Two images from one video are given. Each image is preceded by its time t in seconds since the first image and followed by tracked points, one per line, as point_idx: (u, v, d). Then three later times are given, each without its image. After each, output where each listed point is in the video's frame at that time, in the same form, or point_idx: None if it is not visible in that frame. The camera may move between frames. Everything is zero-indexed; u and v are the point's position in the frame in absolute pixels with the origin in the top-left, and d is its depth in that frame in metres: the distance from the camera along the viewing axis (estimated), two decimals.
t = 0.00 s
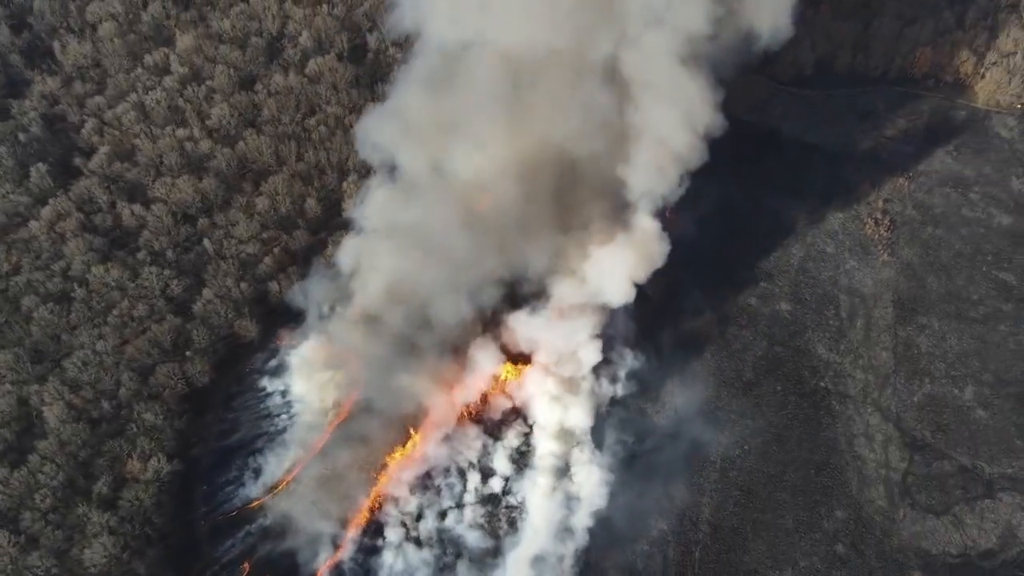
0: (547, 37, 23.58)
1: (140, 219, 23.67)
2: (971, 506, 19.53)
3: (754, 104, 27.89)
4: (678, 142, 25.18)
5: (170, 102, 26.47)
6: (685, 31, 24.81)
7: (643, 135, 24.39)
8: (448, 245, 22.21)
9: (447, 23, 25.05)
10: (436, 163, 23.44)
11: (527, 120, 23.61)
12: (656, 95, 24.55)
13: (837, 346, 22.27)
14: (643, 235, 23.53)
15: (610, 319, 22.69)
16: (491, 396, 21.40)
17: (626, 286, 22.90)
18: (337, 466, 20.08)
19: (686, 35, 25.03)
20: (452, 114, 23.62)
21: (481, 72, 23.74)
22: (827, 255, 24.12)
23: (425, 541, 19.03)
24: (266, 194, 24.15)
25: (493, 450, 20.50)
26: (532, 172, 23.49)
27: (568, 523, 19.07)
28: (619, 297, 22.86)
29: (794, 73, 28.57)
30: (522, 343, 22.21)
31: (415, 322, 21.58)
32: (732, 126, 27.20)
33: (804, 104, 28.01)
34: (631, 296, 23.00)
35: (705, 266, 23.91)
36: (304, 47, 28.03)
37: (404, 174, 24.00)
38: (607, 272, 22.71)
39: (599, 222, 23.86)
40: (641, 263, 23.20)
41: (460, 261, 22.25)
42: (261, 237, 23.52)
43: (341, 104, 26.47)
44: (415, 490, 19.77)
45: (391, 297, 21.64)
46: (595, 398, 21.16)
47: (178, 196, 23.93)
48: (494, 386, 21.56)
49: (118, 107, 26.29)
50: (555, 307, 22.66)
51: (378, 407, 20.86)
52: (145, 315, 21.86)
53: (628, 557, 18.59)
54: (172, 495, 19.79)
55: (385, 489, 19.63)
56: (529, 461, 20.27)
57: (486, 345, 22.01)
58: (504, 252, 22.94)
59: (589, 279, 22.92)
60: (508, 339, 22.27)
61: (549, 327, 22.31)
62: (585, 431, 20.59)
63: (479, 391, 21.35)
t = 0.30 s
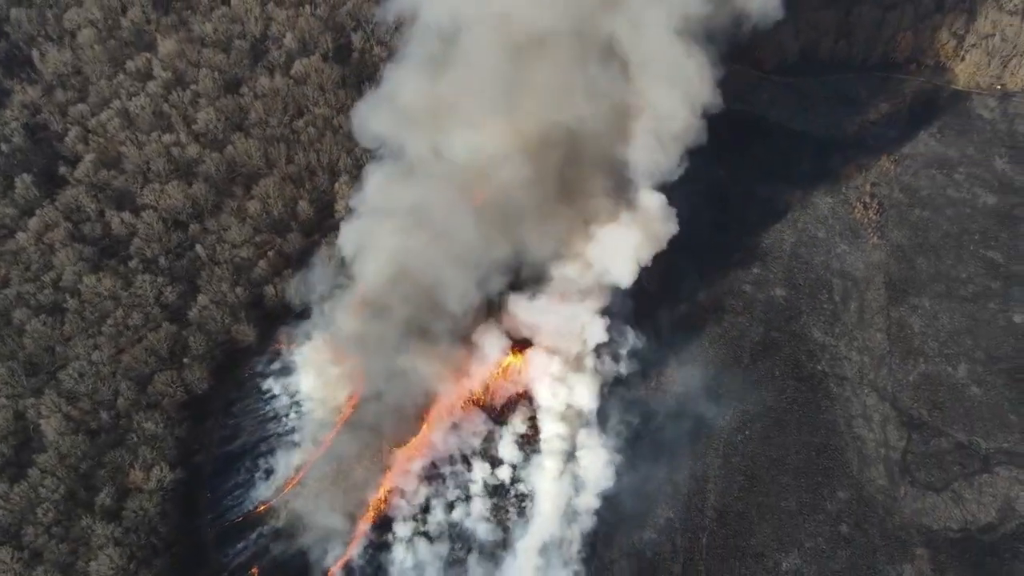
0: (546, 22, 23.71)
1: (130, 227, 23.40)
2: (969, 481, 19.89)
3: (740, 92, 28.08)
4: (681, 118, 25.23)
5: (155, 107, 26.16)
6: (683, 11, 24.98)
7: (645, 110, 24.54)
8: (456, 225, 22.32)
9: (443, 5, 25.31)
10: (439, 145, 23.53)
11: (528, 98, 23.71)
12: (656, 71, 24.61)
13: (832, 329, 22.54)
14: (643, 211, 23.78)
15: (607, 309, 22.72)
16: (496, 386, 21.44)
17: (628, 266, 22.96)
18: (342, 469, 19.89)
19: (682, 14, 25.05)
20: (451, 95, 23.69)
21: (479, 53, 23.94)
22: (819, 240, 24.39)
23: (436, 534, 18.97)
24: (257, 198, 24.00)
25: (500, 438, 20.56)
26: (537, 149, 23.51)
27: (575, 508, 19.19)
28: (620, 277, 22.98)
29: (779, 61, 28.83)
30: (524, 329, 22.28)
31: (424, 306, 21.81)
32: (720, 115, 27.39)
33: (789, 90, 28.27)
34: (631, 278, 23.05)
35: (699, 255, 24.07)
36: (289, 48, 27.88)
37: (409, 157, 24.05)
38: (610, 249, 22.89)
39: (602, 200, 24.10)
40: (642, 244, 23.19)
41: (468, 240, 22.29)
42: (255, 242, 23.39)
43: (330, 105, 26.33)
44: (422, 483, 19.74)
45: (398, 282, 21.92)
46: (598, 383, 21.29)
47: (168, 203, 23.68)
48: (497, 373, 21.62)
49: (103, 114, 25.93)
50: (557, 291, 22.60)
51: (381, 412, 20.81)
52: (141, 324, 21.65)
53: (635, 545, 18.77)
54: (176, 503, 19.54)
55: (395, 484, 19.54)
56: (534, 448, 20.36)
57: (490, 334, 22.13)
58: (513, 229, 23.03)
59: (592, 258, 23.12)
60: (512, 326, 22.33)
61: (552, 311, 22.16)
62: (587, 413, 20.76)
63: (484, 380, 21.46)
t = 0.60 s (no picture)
0: None
1: (120, 235, 23.12)
2: (966, 457, 20.23)
3: (726, 81, 28.29)
4: (683, 93, 24.79)
5: (139, 113, 25.82)
6: None
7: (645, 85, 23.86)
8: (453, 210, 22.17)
9: None
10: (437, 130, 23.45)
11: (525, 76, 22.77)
12: (653, 42, 23.91)
13: (826, 312, 22.80)
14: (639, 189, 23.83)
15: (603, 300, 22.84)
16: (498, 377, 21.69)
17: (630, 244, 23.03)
18: (346, 471, 19.70)
19: None
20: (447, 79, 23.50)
21: (475, 31, 23.37)
22: (810, 225, 24.64)
23: (445, 527, 18.97)
24: (249, 201, 23.83)
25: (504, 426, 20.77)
26: (536, 127, 22.89)
27: (579, 493, 19.45)
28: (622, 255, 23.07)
29: (763, 49, 29.06)
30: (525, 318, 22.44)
31: (427, 292, 21.71)
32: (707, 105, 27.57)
33: (774, 77, 28.49)
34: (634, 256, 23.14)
35: (692, 244, 24.27)
36: (272, 49, 27.60)
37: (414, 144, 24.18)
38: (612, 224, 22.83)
39: (607, 174, 23.55)
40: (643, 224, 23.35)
41: (468, 225, 22.14)
42: (248, 246, 23.24)
43: (318, 105, 26.16)
44: (429, 476, 19.74)
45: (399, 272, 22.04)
46: (598, 369, 21.52)
47: (158, 209, 23.43)
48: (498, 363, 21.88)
49: (86, 121, 25.54)
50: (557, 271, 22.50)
51: (383, 408, 20.70)
52: (137, 332, 21.45)
53: (642, 534, 18.91)
54: (180, 511, 19.39)
55: (403, 480, 19.56)
56: (538, 437, 20.50)
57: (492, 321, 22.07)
58: (512, 212, 22.63)
59: (595, 235, 22.91)
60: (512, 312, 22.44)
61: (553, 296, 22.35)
62: (587, 400, 21.09)
63: (487, 371, 21.73)
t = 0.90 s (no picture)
0: None
1: (109, 245, 22.84)
2: (961, 433, 20.58)
3: (709, 71, 28.50)
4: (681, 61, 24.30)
5: (123, 120, 25.49)
6: None
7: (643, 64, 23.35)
8: (456, 189, 21.39)
9: None
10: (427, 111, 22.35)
11: (522, 48, 21.56)
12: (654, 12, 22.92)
13: (819, 296, 23.07)
14: (636, 170, 23.77)
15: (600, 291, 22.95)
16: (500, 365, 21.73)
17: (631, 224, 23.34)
18: (351, 472, 19.66)
19: None
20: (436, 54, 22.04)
21: None
22: (799, 211, 24.89)
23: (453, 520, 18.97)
24: (239, 206, 23.68)
25: (507, 416, 20.80)
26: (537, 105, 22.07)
27: (583, 479, 19.62)
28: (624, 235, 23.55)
29: (744, 38, 29.33)
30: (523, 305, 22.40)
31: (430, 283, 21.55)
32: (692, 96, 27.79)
33: (757, 66, 28.76)
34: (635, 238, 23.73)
35: (684, 233, 24.44)
36: (255, 52, 27.39)
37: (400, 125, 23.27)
38: (611, 205, 23.14)
39: (606, 155, 23.49)
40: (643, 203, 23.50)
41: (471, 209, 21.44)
42: (240, 251, 23.04)
43: (305, 106, 26.02)
44: (435, 470, 19.71)
45: (402, 259, 21.67)
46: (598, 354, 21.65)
47: (147, 216, 23.18)
48: (498, 352, 21.85)
49: (69, 130, 25.18)
50: (557, 257, 22.49)
51: (384, 407, 20.64)
52: (131, 342, 21.24)
53: (649, 522, 19.03)
54: (184, 520, 19.23)
55: (409, 475, 19.56)
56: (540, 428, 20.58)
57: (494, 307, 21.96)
58: (518, 190, 22.26)
59: (594, 219, 23.11)
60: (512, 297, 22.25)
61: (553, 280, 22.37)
62: (589, 384, 21.26)
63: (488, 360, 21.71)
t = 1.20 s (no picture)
0: None
1: (98, 255, 22.55)
2: (955, 408, 20.93)
3: (692, 62, 28.75)
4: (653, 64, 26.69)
5: (106, 128, 25.18)
6: None
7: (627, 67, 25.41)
8: (461, 174, 22.20)
9: None
10: (426, 100, 23.40)
11: (517, 36, 23.70)
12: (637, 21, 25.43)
13: (811, 280, 23.33)
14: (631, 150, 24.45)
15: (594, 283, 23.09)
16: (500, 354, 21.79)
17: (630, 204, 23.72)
18: (355, 473, 19.54)
19: None
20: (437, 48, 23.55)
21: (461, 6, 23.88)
22: (787, 196, 25.15)
23: (461, 514, 18.84)
24: (229, 211, 23.53)
25: (509, 403, 20.92)
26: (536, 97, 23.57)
27: (588, 466, 19.64)
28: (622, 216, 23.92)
29: (724, 28, 29.58)
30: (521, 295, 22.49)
31: (435, 269, 21.77)
32: (676, 87, 28.02)
33: (738, 55, 29.00)
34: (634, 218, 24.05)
35: (674, 223, 24.62)
36: (237, 56, 27.19)
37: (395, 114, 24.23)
38: (609, 185, 23.81)
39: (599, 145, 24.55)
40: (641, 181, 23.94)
41: (476, 194, 22.24)
42: (232, 256, 22.90)
43: (290, 109, 25.89)
44: (441, 464, 19.62)
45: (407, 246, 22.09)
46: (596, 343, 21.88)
47: (136, 224, 22.93)
48: (496, 340, 21.98)
49: (51, 140, 24.81)
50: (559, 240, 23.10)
51: (385, 407, 20.54)
52: (126, 352, 21.02)
53: (654, 509, 19.15)
54: (188, 528, 18.93)
55: (415, 469, 19.46)
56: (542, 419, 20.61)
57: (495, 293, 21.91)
58: (517, 174, 23.22)
59: (591, 201, 23.79)
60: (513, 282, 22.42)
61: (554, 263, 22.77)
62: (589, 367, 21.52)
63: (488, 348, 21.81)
